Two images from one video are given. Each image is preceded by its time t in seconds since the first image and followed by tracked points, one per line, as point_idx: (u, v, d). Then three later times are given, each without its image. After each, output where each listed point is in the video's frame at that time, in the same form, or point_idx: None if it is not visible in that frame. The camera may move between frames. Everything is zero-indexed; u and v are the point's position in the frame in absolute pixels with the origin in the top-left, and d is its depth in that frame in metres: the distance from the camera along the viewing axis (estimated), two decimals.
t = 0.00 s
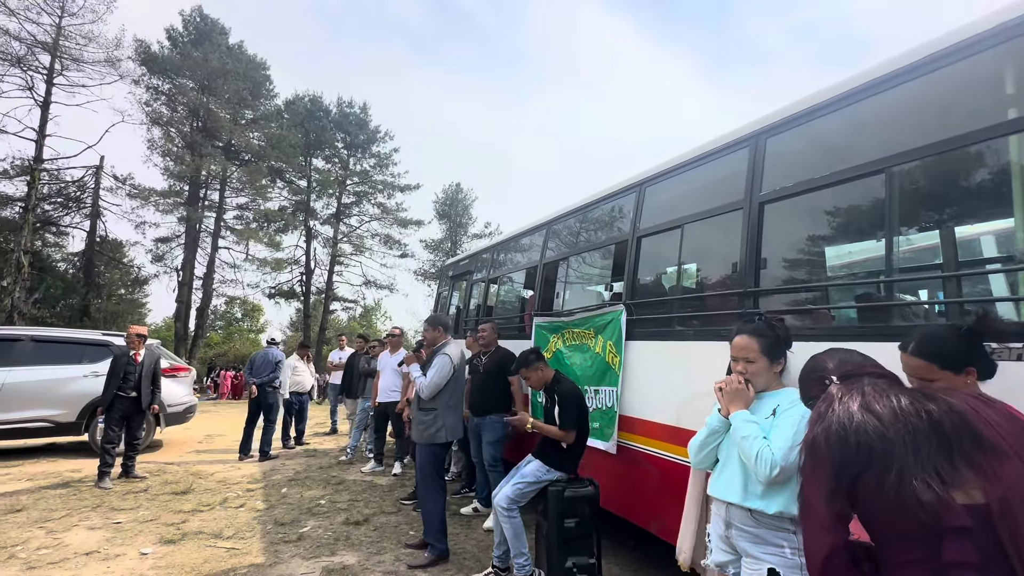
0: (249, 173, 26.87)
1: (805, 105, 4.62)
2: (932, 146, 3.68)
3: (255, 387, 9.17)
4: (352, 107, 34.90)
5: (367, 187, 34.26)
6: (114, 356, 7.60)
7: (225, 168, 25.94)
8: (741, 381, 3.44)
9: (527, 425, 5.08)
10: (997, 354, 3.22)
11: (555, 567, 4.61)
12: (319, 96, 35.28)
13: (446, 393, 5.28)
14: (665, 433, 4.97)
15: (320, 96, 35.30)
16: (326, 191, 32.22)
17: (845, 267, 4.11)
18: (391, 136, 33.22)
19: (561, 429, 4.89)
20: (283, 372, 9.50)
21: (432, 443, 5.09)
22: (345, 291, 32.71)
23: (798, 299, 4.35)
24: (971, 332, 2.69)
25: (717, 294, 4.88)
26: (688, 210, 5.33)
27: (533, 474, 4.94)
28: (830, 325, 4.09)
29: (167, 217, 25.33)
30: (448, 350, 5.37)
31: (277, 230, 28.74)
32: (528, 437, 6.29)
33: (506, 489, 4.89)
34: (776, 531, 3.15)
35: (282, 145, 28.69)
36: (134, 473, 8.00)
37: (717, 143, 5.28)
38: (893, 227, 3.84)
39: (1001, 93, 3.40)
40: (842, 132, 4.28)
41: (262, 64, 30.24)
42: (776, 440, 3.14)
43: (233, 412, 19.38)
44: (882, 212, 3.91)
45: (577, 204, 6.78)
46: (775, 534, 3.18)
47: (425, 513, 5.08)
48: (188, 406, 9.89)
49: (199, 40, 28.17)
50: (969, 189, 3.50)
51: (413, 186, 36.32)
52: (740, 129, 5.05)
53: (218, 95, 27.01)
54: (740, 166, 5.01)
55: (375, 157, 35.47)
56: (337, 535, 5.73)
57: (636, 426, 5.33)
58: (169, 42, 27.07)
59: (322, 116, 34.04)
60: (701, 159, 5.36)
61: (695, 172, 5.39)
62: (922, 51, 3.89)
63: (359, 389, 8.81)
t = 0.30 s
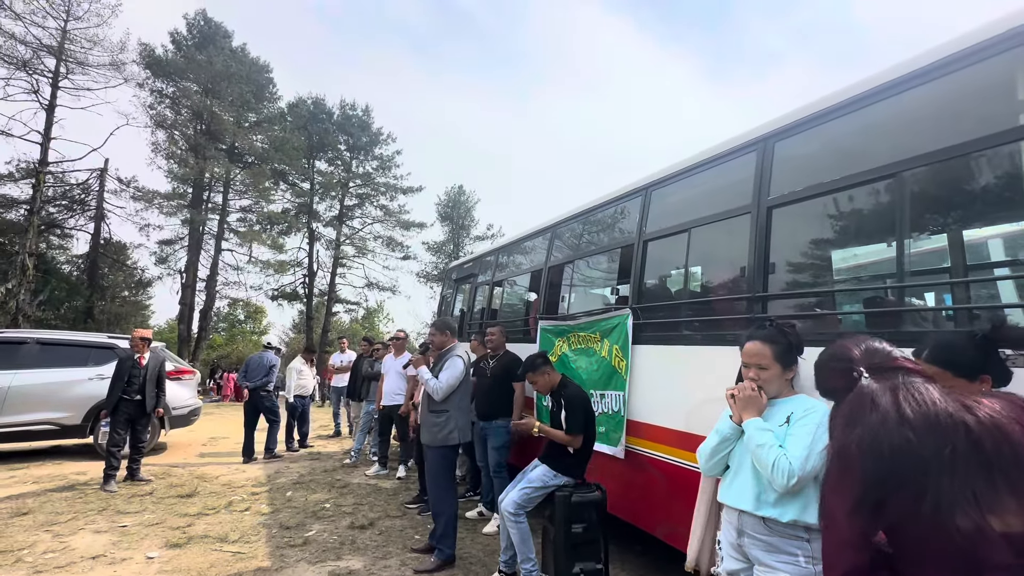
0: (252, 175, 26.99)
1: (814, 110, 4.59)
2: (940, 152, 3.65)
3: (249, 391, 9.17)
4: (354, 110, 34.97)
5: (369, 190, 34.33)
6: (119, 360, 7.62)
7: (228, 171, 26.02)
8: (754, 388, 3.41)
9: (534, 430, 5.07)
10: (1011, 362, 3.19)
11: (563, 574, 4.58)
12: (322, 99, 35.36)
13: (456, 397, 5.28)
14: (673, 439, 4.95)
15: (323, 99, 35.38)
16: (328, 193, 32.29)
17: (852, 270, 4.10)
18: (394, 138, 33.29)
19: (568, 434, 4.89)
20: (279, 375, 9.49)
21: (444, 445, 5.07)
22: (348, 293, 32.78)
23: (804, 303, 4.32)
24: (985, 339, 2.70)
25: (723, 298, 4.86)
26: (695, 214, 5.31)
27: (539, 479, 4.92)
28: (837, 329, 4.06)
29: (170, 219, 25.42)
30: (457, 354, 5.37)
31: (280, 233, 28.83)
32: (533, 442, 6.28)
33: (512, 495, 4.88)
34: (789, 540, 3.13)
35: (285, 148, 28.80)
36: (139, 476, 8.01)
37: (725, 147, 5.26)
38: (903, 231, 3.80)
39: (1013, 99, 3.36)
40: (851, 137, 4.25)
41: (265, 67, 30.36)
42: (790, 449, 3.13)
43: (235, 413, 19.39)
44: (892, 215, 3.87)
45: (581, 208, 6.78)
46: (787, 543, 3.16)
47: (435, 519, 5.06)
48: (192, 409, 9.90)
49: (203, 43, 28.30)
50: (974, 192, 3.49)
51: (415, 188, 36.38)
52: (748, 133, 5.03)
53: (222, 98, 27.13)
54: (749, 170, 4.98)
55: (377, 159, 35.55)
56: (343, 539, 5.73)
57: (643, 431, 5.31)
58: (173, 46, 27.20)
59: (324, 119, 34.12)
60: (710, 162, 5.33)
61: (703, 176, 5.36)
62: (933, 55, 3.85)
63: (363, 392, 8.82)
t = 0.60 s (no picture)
0: (256, 177, 27.03)
1: (821, 110, 4.58)
2: (945, 153, 3.64)
3: (249, 391, 9.18)
4: (357, 112, 35.02)
5: (371, 192, 34.36)
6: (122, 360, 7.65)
7: (231, 172, 26.06)
8: (763, 389, 3.41)
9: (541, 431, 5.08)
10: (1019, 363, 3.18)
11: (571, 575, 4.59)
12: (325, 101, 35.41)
13: (463, 398, 5.28)
14: (679, 440, 4.94)
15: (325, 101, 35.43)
16: (330, 195, 32.30)
17: (857, 271, 4.09)
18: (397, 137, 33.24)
19: (574, 435, 4.91)
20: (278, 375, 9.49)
21: (453, 445, 5.08)
22: (351, 296, 32.75)
23: (808, 305, 4.32)
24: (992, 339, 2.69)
25: (727, 300, 4.86)
26: (700, 215, 5.30)
27: (545, 480, 4.92)
28: (842, 331, 4.04)
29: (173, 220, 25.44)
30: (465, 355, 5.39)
31: (282, 234, 28.85)
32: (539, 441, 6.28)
33: (518, 496, 4.88)
34: (798, 541, 3.14)
35: (288, 150, 28.87)
36: (143, 477, 8.02)
37: (731, 148, 5.25)
38: (911, 231, 3.77)
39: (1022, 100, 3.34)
40: (859, 138, 4.23)
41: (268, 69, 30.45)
42: (802, 450, 3.14)
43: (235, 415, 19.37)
44: (899, 216, 3.85)
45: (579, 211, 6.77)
46: (796, 544, 3.17)
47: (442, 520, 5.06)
48: (195, 410, 9.93)
49: (206, 45, 28.37)
50: (978, 194, 3.49)
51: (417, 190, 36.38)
52: (753, 134, 5.03)
53: (225, 100, 27.20)
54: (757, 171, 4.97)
55: (380, 161, 35.58)
56: (347, 540, 5.74)
57: (648, 432, 5.30)
58: (176, 48, 27.28)
59: (327, 121, 34.19)
60: (715, 164, 5.32)
61: (708, 177, 5.35)
62: (941, 56, 3.83)
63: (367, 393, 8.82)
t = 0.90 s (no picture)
0: (258, 178, 27.10)
1: (823, 111, 4.58)
2: (947, 154, 3.64)
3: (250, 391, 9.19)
4: (359, 113, 35.12)
5: (372, 193, 34.37)
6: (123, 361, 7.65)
7: (234, 173, 26.11)
8: (764, 390, 3.41)
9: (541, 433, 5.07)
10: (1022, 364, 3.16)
11: None
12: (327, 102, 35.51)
13: (464, 400, 5.29)
14: (680, 440, 4.93)
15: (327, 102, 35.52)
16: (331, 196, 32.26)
17: (858, 274, 4.08)
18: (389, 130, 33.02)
19: (574, 437, 4.91)
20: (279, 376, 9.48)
21: (455, 447, 5.07)
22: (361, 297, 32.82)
23: (810, 306, 4.31)
24: (994, 339, 2.66)
25: (729, 301, 4.86)
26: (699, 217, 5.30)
27: (545, 482, 4.92)
28: (844, 333, 4.03)
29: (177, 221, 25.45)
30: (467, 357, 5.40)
31: (285, 235, 28.92)
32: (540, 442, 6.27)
33: (518, 498, 4.88)
34: (799, 543, 3.13)
35: (291, 151, 28.99)
36: (144, 477, 8.03)
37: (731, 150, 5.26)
38: (914, 233, 3.76)
39: None
40: (861, 139, 4.23)
41: (270, 70, 30.56)
42: (802, 451, 3.13)
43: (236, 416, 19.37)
44: (901, 217, 3.84)
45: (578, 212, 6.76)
46: (796, 547, 3.15)
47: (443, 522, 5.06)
48: (197, 410, 9.93)
49: (209, 46, 28.51)
50: (981, 195, 3.48)
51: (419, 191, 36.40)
52: (756, 134, 5.03)
53: (228, 101, 27.31)
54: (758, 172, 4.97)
55: (381, 163, 35.62)
56: (347, 540, 5.74)
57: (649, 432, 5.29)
58: (180, 48, 27.41)
59: (329, 122, 34.30)
60: (716, 165, 5.32)
61: (710, 178, 5.35)
62: (945, 56, 3.82)
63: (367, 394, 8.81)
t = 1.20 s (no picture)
0: (230, 165, 26.61)
1: (860, 89, 4.04)
2: (1004, 134, 3.12)
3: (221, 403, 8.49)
4: (342, 92, 34.31)
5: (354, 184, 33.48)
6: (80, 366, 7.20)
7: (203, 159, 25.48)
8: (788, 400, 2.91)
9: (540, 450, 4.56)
10: None
11: None
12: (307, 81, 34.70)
13: (452, 414, 4.74)
14: (693, 459, 4.41)
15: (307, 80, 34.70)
16: (315, 185, 31.54)
17: (901, 272, 3.52)
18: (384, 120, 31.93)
19: (577, 456, 4.40)
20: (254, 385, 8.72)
21: (438, 467, 4.58)
22: (338, 295, 31.97)
23: (847, 309, 3.76)
24: None
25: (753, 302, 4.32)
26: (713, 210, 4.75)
27: (544, 505, 4.40)
28: (883, 339, 3.51)
29: (140, 212, 24.89)
30: (455, 364, 4.85)
31: (261, 228, 28.46)
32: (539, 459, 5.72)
33: (513, 523, 4.37)
34: None
35: (267, 134, 28.37)
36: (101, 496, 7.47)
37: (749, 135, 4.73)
38: (959, 226, 3.28)
39: None
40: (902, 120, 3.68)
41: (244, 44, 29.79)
42: (825, 469, 2.65)
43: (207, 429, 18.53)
44: (947, 209, 3.34)
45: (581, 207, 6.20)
46: None
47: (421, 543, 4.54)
48: (160, 424, 9.35)
49: (179, 16, 27.74)
50: None
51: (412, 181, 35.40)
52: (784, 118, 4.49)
53: (197, 78, 26.81)
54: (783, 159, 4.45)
55: (368, 148, 34.91)
56: (323, 570, 5.20)
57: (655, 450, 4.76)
58: (145, 21, 26.94)
59: (311, 102, 33.59)
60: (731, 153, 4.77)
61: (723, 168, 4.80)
62: (1005, 22, 3.27)
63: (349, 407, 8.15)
